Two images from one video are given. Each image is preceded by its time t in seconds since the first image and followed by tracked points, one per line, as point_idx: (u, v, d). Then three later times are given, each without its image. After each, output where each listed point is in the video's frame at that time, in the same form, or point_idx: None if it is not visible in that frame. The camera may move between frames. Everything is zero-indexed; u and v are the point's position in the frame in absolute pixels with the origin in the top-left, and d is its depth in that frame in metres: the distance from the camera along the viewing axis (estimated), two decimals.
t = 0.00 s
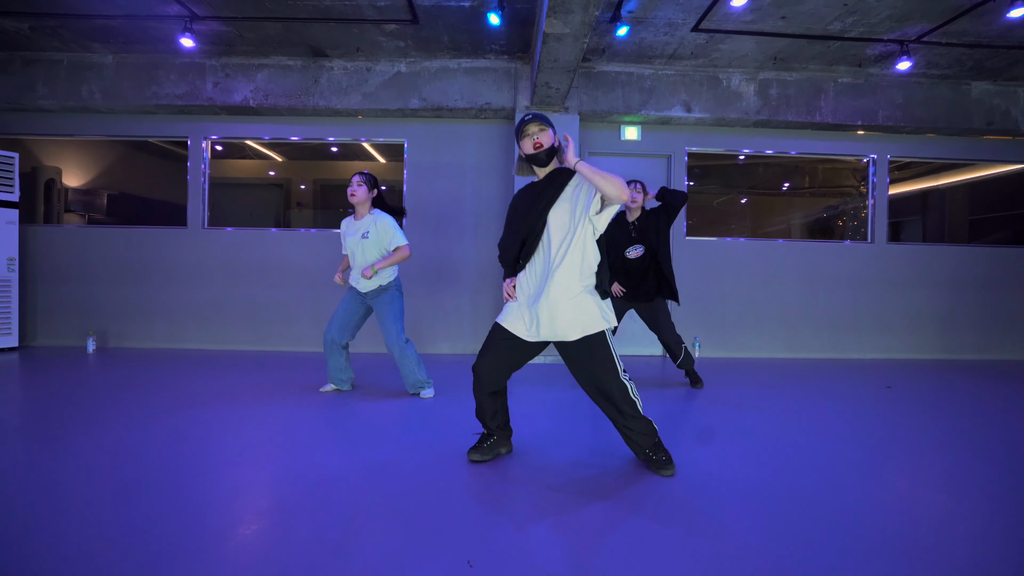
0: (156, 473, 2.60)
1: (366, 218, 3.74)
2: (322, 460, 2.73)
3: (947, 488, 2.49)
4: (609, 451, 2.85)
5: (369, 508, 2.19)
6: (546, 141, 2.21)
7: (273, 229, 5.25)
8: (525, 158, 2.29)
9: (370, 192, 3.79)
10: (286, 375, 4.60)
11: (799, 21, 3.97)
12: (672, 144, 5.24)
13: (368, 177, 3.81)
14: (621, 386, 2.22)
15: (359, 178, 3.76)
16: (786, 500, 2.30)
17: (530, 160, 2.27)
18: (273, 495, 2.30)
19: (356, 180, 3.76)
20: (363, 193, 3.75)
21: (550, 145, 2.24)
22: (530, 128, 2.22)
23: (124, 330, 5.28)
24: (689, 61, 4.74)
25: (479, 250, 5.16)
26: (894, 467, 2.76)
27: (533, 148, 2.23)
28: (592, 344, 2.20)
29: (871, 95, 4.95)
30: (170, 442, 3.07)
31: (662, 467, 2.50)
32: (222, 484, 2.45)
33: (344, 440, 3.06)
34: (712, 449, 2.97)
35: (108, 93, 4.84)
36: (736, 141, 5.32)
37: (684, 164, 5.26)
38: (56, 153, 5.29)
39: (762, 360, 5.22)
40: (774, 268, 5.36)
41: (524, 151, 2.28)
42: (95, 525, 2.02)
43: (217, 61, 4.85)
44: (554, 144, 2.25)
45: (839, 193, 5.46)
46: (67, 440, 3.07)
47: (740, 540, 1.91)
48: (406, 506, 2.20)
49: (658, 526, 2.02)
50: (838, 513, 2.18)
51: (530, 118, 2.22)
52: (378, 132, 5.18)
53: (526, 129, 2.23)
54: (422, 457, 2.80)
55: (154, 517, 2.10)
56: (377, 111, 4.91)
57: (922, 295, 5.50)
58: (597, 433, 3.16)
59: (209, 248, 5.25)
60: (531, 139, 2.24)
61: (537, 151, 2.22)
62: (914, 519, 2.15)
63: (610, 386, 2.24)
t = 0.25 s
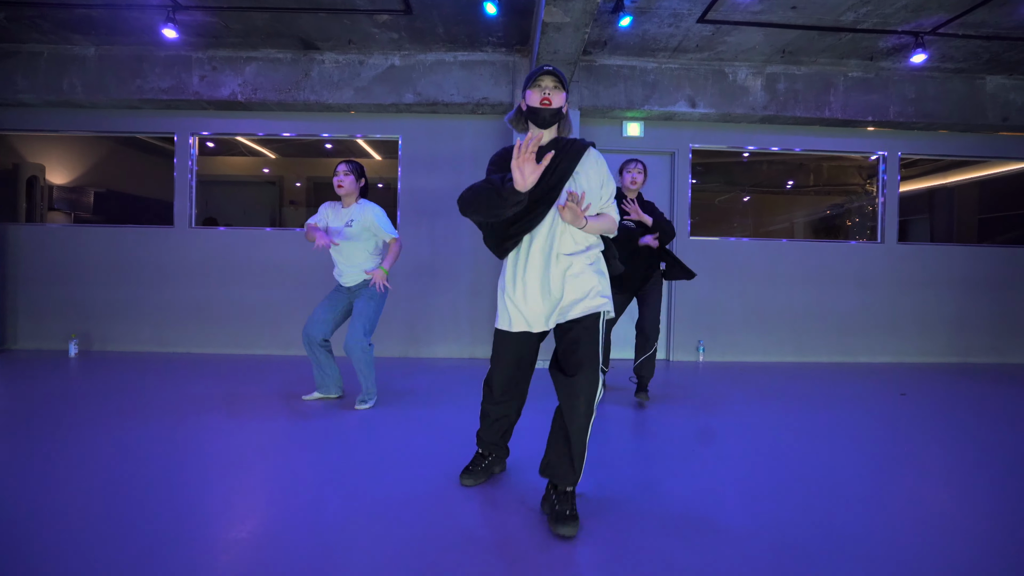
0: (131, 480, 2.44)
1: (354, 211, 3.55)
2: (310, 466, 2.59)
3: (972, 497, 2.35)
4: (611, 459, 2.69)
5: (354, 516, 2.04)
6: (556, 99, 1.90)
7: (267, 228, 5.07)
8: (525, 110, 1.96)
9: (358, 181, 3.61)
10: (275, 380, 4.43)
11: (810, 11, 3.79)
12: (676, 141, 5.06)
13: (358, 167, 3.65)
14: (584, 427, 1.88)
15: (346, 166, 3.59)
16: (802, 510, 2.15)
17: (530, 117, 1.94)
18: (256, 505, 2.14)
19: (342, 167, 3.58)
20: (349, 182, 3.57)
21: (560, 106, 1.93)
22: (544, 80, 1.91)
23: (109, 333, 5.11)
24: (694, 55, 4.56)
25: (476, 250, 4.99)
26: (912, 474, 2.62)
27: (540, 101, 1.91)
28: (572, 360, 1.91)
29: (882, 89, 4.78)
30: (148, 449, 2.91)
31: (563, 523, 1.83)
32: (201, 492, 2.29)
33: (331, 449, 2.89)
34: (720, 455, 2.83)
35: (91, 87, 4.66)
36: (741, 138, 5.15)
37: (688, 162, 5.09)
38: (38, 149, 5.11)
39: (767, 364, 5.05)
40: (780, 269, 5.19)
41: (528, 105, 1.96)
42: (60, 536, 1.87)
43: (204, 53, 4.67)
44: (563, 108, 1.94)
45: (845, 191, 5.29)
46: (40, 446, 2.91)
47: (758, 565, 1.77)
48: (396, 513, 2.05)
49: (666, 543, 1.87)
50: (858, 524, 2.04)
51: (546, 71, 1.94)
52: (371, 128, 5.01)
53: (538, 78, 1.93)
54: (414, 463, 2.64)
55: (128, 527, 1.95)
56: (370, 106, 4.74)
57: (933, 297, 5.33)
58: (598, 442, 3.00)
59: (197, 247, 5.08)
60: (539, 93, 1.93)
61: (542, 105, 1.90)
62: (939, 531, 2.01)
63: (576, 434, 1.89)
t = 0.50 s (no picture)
0: (114, 487, 2.33)
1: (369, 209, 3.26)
2: (301, 474, 2.49)
3: (989, 504, 2.26)
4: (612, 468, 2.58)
5: (344, 526, 1.92)
6: (571, 91, 1.67)
7: (264, 229, 4.97)
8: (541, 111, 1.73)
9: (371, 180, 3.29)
10: (268, 386, 4.31)
11: (819, 6, 3.68)
12: (679, 141, 4.95)
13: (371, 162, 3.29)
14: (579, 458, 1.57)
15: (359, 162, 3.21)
16: (814, 517, 2.05)
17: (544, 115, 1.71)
18: (245, 513, 2.04)
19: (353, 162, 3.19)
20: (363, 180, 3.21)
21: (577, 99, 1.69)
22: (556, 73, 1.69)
23: (100, 336, 5.00)
24: (699, 52, 4.45)
25: (475, 252, 4.89)
26: (926, 481, 2.52)
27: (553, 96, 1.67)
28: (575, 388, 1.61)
29: (891, 88, 4.66)
30: (132, 455, 2.80)
31: (564, 557, 1.62)
32: (188, 497, 2.20)
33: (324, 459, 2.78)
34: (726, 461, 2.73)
35: (80, 85, 4.55)
36: (746, 137, 5.03)
37: (692, 162, 4.98)
38: (28, 149, 5.01)
39: (772, 369, 4.93)
40: (786, 270, 5.08)
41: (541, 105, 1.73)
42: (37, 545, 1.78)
43: (197, 51, 4.57)
44: (581, 102, 1.71)
45: (849, 192, 5.17)
46: (21, 455, 2.81)
47: None
48: (390, 523, 1.94)
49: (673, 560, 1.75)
50: (873, 532, 1.94)
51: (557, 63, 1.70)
52: (368, 128, 4.90)
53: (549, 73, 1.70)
54: (409, 469, 2.53)
55: (109, 536, 1.85)
56: (366, 104, 4.63)
57: (943, 300, 5.21)
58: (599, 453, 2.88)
59: (189, 249, 4.98)
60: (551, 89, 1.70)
61: (556, 99, 1.67)
62: (958, 539, 1.92)
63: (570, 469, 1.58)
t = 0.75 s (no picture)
0: (123, 487, 2.40)
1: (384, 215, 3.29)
2: (305, 475, 2.55)
3: (973, 506, 2.32)
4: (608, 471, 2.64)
5: (347, 525, 1.99)
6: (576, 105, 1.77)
7: (267, 236, 5.05)
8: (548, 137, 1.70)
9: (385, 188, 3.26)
10: (272, 390, 4.38)
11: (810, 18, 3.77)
12: (676, 148, 5.03)
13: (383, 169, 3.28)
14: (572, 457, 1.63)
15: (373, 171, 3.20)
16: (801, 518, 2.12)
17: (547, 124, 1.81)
18: (251, 514, 2.11)
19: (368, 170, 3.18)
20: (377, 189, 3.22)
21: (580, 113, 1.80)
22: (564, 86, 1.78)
23: (106, 341, 5.08)
24: (694, 62, 4.54)
25: (475, 257, 4.97)
26: (913, 483, 2.58)
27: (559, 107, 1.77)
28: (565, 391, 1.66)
29: (883, 96, 4.75)
30: (140, 458, 2.87)
31: (557, 550, 1.72)
32: (197, 499, 2.27)
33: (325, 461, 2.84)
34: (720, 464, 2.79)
35: (89, 95, 4.66)
36: (742, 145, 5.12)
37: (688, 169, 5.06)
38: (37, 158, 5.11)
39: (768, 373, 4.99)
40: (782, 276, 5.15)
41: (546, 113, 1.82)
42: (50, 544, 1.84)
43: (202, 62, 4.67)
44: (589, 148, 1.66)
45: (847, 197, 5.24)
46: (31, 457, 2.87)
47: None
48: (391, 524, 2.00)
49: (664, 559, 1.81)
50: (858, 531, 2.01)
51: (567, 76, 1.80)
52: (370, 136, 4.99)
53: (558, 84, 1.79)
54: (410, 472, 2.60)
55: (121, 534, 1.92)
56: (368, 114, 4.72)
57: (937, 304, 5.28)
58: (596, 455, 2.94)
59: (194, 255, 5.06)
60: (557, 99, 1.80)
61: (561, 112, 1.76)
62: (940, 538, 1.98)
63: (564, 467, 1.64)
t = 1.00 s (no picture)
0: (152, 480, 2.62)
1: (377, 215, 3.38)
2: (317, 468, 2.76)
3: (935, 498, 2.49)
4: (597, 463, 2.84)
5: (358, 516, 2.20)
6: (559, 109, 1.95)
7: (276, 241, 5.29)
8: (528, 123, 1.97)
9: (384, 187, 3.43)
10: (283, 387, 4.61)
11: (793, 34, 3.98)
12: (669, 156, 5.24)
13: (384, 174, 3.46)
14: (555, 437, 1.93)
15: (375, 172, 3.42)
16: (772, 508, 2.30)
17: (531, 126, 1.97)
18: (268, 504, 2.31)
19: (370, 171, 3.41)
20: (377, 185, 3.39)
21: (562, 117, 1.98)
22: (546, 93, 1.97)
23: (125, 341, 5.33)
24: (685, 74, 4.75)
25: (476, 261, 5.18)
26: (883, 477, 2.75)
27: (542, 111, 1.95)
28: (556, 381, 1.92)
29: (869, 106, 4.94)
30: (165, 452, 3.09)
31: (545, 514, 2.07)
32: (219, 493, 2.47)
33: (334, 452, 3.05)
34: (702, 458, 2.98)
35: (112, 108, 4.93)
36: (733, 153, 5.32)
37: (681, 176, 5.26)
38: (62, 166, 5.39)
39: (759, 373, 5.17)
40: (773, 280, 5.33)
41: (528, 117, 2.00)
42: (90, 529, 2.06)
43: (219, 76, 4.93)
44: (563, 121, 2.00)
45: (842, 204, 5.44)
46: (63, 448, 3.10)
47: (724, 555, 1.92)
48: (396, 514, 2.20)
49: (640, 538, 2.01)
50: (822, 520, 2.19)
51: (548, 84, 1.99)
52: (376, 145, 5.23)
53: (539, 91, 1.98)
54: (414, 468, 2.80)
55: (152, 521, 2.13)
56: (375, 125, 4.96)
57: (924, 306, 5.44)
58: (587, 446, 3.14)
59: (209, 259, 5.31)
60: (540, 105, 1.98)
61: (545, 115, 1.94)
62: (897, 526, 2.16)
63: (553, 444, 1.93)
